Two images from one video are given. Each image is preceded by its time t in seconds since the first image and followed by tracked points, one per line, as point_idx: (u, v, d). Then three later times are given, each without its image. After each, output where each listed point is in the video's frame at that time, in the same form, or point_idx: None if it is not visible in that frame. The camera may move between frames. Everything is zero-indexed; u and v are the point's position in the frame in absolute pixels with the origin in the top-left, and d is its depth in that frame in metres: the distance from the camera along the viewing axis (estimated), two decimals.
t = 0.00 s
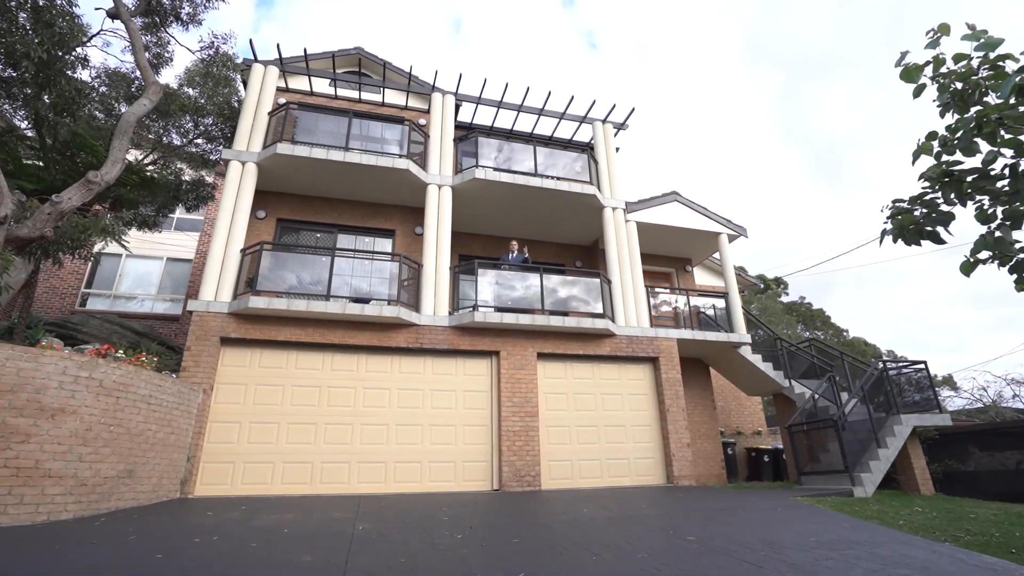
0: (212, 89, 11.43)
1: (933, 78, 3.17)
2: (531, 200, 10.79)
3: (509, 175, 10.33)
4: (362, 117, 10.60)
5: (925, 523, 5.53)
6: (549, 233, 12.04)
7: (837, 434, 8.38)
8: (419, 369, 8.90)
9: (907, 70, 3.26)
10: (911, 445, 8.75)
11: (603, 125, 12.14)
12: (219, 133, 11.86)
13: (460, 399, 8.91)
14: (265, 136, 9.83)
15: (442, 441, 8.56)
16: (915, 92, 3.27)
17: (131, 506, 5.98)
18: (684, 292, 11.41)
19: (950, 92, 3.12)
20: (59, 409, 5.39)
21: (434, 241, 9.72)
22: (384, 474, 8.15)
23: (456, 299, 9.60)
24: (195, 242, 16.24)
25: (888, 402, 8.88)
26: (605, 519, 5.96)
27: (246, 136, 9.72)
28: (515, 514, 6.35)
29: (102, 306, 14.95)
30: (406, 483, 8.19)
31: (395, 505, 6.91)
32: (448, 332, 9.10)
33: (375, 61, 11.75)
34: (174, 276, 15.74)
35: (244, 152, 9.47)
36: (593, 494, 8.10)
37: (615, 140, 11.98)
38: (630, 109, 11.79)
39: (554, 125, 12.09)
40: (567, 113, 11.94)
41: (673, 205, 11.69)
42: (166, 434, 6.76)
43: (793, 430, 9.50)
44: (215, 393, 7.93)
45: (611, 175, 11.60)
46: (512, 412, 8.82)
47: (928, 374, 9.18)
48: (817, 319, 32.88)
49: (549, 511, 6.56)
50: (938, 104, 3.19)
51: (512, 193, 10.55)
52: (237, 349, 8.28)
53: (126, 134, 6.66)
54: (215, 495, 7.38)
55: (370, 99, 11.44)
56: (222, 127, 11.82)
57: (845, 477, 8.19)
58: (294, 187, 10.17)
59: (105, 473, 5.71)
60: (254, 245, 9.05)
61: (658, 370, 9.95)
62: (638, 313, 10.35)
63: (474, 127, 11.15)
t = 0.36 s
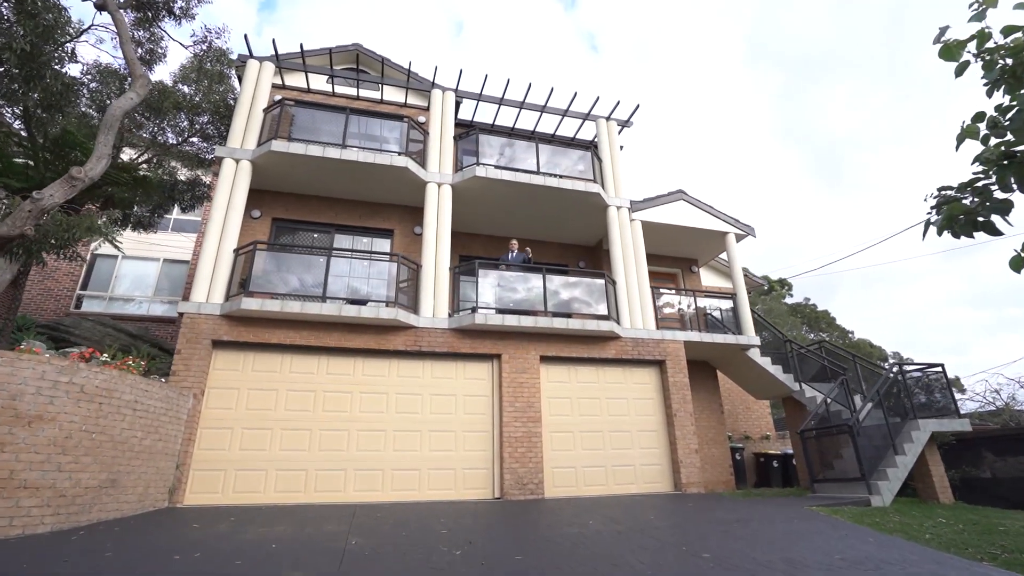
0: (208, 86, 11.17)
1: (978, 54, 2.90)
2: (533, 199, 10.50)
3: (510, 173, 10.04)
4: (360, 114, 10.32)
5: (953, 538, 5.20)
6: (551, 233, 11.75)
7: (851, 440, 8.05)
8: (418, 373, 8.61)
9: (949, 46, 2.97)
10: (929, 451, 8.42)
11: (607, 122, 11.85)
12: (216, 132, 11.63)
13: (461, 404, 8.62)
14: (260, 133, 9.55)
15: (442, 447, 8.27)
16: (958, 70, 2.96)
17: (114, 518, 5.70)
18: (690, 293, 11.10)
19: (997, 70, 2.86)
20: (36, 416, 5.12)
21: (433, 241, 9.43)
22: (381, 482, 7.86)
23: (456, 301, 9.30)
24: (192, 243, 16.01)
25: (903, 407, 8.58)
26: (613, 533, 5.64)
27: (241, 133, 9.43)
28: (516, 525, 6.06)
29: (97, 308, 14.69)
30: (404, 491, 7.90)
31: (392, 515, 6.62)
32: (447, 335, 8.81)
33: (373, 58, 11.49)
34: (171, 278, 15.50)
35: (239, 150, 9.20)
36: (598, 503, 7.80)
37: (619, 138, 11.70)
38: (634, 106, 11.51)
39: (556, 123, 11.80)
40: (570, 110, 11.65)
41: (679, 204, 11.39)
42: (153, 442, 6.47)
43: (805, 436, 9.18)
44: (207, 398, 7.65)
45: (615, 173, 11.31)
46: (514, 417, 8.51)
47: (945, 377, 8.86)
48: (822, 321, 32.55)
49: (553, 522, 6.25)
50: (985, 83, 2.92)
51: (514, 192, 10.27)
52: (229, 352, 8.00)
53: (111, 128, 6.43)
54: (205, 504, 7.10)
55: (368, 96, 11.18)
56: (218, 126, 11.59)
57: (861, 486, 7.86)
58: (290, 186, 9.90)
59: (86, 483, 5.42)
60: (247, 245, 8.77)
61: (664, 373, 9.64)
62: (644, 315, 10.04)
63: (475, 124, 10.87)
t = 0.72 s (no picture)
0: (203, 84, 11.02)
1: None
2: (536, 197, 10.21)
3: (512, 170, 9.76)
4: (357, 110, 10.03)
5: (985, 554, 4.87)
6: (554, 233, 11.48)
7: (868, 447, 7.73)
8: (417, 377, 8.32)
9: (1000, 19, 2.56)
10: (948, 458, 8.10)
11: (611, 119, 11.56)
12: (210, 130, 11.40)
13: (460, 409, 8.32)
14: (254, 130, 9.27)
15: (441, 454, 7.98)
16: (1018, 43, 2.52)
17: (95, 531, 5.41)
18: (697, 294, 10.79)
19: None
20: (11, 424, 4.83)
21: (432, 240, 9.14)
22: (378, 490, 7.57)
23: (456, 302, 9.01)
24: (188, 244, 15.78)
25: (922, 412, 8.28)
26: (620, 547, 5.32)
27: (234, 130, 9.17)
28: (518, 538, 5.75)
29: (92, 310, 14.44)
30: (401, 500, 7.60)
31: (387, 526, 6.32)
32: (447, 337, 8.51)
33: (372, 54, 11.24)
34: (167, 280, 15.26)
35: (232, 147, 8.92)
36: (603, 512, 7.48)
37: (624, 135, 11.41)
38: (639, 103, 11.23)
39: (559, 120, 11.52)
40: (573, 106, 11.37)
41: (685, 202, 11.09)
42: (138, 450, 6.19)
43: (817, 442, 8.85)
44: (197, 404, 7.37)
45: (620, 171, 11.02)
46: (516, 423, 8.21)
47: (964, 381, 8.56)
48: (827, 323, 32.20)
49: (557, 534, 5.95)
50: None
51: (515, 190, 9.99)
52: (221, 355, 7.73)
53: (96, 123, 6.18)
54: (194, 514, 6.81)
55: (366, 93, 10.93)
56: (213, 124, 11.35)
57: (879, 494, 7.55)
58: (286, 185, 9.63)
59: (63, 494, 5.13)
60: (241, 245, 8.50)
61: (671, 376, 9.33)
62: (649, 317, 9.74)
63: (476, 121, 10.59)
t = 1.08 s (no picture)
0: (197, 81, 10.78)
1: None
2: (538, 195, 9.93)
3: (513, 168, 9.47)
4: (354, 107, 9.76)
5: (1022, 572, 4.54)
6: (556, 232, 11.19)
7: (886, 454, 7.41)
8: (415, 381, 8.03)
9: None
10: (969, 465, 7.76)
11: (614, 116, 11.28)
12: (204, 127, 11.14)
13: (460, 414, 8.03)
14: (248, 126, 8.99)
15: (440, 461, 7.68)
16: None
17: (73, 545, 5.11)
18: (703, 294, 10.48)
19: None
20: None
21: (431, 240, 8.85)
22: (374, 499, 7.27)
23: (455, 303, 8.71)
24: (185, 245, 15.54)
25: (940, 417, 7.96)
26: (629, 562, 5.01)
27: (227, 127, 8.89)
28: (520, 551, 5.45)
29: (86, 312, 14.18)
30: (399, 509, 7.30)
31: (383, 538, 6.03)
32: (446, 340, 8.21)
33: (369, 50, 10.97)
34: (162, 281, 15.00)
35: (225, 144, 8.63)
36: (608, 522, 7.17)
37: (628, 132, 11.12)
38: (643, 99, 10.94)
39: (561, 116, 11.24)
40: (576, 103, 11.10)
41: (691, 200, 10.80)
42: (122, 458, 5.90)
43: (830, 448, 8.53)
44: (186, 410, 7.09)
45: (624, 168, 10.74)
46: (518, 428, 7.90)
47: (982, 384, 8.25)
48: (832, 325, 31.85)
49: (561, 547, 5.64)
50: None
51: (517, 188, 9.70)
52: (211, 359, 7.44)
53: (77, 115, 5.92)
54: (181, 525, 6.52)
55: (363, 90, 10.67)
56: (207, 121, 11.10)
57: (898, 503, 7.22)
58: (281, 183, 9.36)
59: (39, 507, 4.84)
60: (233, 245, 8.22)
61: (678, 380, 9.02)
62: (655, 319, 9.43)
63: (476, 117, 10.30)
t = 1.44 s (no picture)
0: (190, 78, 10.53)
1: None
2: (540, 193, 9.63)
3: (514, 164, 9.17)
4: (350, 101, 9.46)
5: None
6: (559, 231, 10.90)
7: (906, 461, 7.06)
8: (412, 384, 7.73)
9: None
10: (991, 472, 7.41)
11: (618, 112, 10.98)
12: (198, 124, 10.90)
13: (459, 420, 7.72)
14: (241, 122, 8.71)
15: (438, 468, 7.37)
16: None
17: (48, 560, 4.80)
18: (709, 294, 10.17)
19: None
20: None
21: (429, 238, 8.55)
22: (370, 508, 6.97)
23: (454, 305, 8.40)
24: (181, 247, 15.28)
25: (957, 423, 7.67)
26: None
27: (219, 122, 8.61)
28: (523, 566, 5.13)
29: (79, 315, 13.91)
30: (395, 519, 6.99)
31: (378, 550, 5.73)
32: (445, 342, 7.90)
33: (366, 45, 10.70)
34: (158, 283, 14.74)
35: (216, 140, 8.34)
36: (614, 533, 6.85)
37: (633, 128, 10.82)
38: (648, 94, 10.64)
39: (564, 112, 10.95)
40: (578, 98, 10.80)
41: (698, 197, 10.49)
42: (103, 466, 5.60)
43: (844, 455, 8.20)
44: (173, 415, 6.79)
45: (628, 165, 10.44)
46: (519, 434, 7.59)
47: (999, 386, 7.94)
48: (837, 327, 31.49)
49: (566, 561, 5.31)
50: None
51: (518, 185, 9.41)
52: (200, 362, 7.15)
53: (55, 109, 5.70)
54: (167, 536, 6.23)
55: (360, 85, 10.39)
56: (200, 117, 10.84)
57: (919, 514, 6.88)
58: (274, 180, 9.08)
59: (10, 519, 4.53)
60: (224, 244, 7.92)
61: (686, 383, 8.70)
62: (662, 320, 9.11)
63: (475, 112, 10.01)
